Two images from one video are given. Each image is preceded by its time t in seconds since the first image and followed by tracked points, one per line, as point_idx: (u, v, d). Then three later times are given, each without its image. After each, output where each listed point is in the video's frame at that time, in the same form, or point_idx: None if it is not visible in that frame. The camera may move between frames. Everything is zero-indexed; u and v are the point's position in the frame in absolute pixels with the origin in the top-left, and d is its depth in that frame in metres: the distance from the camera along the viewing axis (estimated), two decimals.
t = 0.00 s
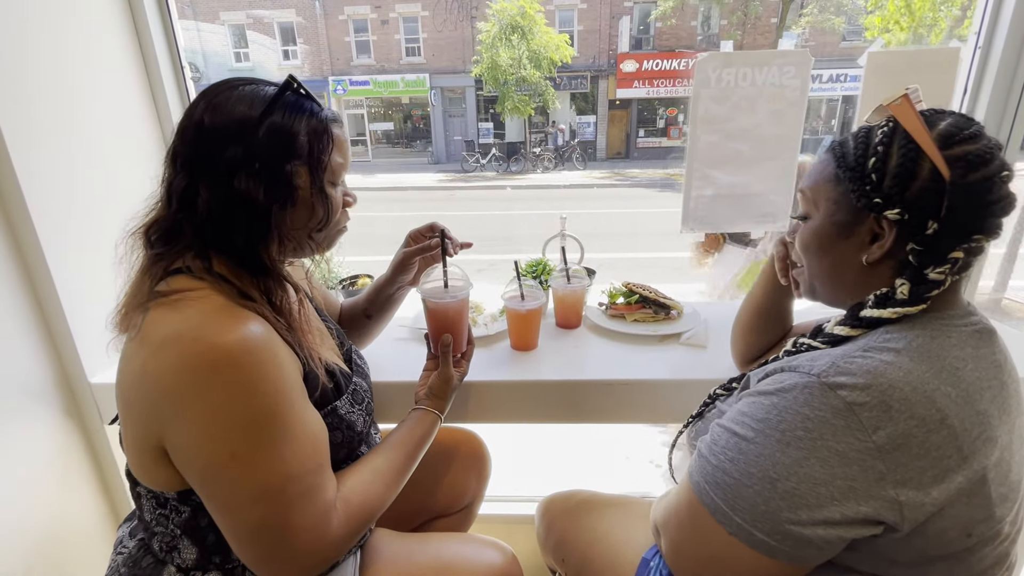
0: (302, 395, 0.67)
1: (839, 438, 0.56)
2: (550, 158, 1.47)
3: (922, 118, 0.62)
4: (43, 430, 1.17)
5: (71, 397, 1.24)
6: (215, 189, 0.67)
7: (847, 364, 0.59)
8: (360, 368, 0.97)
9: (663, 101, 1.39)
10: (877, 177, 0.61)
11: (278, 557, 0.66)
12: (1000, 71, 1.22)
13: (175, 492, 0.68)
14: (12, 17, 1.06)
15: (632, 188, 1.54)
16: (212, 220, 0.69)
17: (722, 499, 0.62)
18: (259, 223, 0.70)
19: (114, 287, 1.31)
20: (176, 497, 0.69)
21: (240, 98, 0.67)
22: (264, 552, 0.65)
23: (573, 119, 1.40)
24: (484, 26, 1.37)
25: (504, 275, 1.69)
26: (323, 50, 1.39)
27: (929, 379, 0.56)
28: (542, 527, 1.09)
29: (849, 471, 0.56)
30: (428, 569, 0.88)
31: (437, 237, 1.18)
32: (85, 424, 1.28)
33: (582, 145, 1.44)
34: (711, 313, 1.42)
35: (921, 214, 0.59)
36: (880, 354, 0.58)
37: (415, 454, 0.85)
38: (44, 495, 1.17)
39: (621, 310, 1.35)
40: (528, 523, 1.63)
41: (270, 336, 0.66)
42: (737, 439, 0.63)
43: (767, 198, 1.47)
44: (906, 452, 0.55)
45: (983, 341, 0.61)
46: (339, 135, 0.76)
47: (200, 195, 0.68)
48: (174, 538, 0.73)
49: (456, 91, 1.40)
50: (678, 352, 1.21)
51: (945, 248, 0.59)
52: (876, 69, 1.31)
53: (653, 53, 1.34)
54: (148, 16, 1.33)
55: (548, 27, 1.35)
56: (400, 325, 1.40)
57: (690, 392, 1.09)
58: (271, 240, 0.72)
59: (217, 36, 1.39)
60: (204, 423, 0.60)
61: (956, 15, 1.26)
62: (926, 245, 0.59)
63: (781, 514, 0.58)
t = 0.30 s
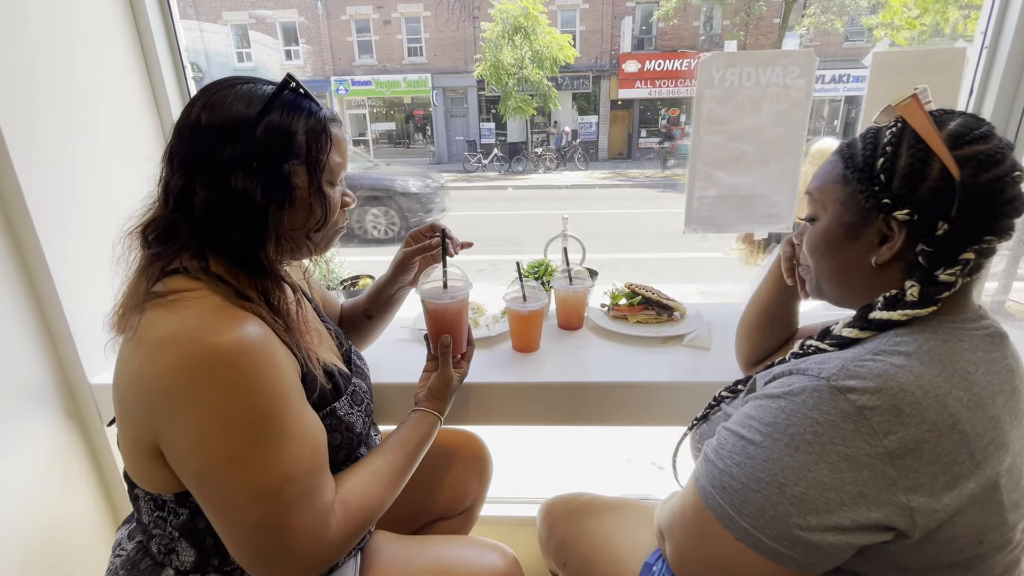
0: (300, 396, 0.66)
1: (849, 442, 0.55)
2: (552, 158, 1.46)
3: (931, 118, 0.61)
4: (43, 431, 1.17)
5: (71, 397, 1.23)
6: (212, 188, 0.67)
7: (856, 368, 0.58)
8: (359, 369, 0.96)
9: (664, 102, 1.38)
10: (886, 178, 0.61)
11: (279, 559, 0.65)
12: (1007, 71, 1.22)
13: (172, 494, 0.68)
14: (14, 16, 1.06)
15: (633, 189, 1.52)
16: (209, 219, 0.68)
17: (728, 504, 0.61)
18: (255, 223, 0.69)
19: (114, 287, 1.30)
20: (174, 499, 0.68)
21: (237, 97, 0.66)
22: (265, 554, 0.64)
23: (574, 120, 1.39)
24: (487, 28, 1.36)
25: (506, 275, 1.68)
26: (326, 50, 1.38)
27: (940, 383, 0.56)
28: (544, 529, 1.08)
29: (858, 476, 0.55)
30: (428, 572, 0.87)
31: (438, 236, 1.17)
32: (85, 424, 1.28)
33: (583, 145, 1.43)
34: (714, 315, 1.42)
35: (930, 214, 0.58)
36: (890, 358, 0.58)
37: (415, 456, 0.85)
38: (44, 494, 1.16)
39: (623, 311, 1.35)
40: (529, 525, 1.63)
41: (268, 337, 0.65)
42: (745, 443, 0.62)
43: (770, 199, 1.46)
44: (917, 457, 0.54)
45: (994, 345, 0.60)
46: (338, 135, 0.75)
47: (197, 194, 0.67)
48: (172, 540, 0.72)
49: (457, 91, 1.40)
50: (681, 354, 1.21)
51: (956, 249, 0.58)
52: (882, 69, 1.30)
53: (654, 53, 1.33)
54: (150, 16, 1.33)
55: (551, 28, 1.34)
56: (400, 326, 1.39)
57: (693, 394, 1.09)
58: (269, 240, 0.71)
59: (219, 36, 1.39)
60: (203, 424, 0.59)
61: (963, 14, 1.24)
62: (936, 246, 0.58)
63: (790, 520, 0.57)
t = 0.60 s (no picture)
0: (295, 401, 0.65)
1: (855, 450, 0.54)
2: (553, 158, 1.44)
3: (936, 118, 0.60)
4: (39, 432, 1.16)
5: (68, 398, 1.23)
6: (206, 188, 0.66)
7: (863, 375, 0.57)
8: (356, 371, 0.95)
9: (665, 103, 1.37)
10: (890, 180, 0.59)
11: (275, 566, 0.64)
12: (1014, 69, 1.20)
13: (166, 499, 0.67)
14: (13, 16, 1.05)
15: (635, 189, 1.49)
16: (203, 220, 0.67)
17: (732, 512, 0.60)
18: (249, 224, 0.68)
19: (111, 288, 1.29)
20: (167, 504, 0.68)
21: (231, 95, 0.65)
22: (260, 562, 0.63)
23: (575, 120, 1.38)
24: (490, 26, 1.35)
25: (506, 275, 1.67)
26: (327, 50, 1.37)
27: (949, 390, 0.54)
28: (543, 533, 1.07)
29: (865, 486, 0.54)
30: None
31: (437, 237, 1.16)
32: (84, 425, 1.27)
33: (585, 145, 1.41)
34: (715, 316, 1.40)
35: (937, 217, 0.57)
36: (897, 364, 0.57)
37: (413, 459, 0.84)
38: (41, 495, 1.16)
39: (624, 313, 1.33)
40: (529, 527, 1.62)
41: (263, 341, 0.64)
42: (749, 450, 0.61)
43: (772, 200, 1.45)
44: (925, 466, 0.53)
45: (1004, 351, 0.59)
46: (334, 135, 0.74)
47: (190, 194, 0.66)
48: (165, 545, 0.71)
49: (458, 91, 1.39)
50: (682, 356, 1.19)
51: (962, 252, 0.57)
52: (886, 69, 1.28)
53: (656, 53, 1.32)
54: (148, 16, 1.32)
55: (553, 28, 1.33)
56: (400, 328, 1.38)
57: (694, 397, 1.07)
58: (262, 240, 0.70)
59: (221, 36, 1.38)
60: (196, 430, 0.58)
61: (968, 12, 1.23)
62: (943, 249, 0.57)
63: (795, 530, 0.56)
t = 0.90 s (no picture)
0: (287, 404, 0.64)
1: (860, 458, 0.53)
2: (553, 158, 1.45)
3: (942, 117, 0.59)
4: (33, 434, 1.15)
5: (62, 399, 1.21)
6: (196, 188, 0.65)
7: (868, 380, 0.55)
8: (351, 374, 0.94)
9: (666, 103, 1.35)
10: (897, 180, 0.58)
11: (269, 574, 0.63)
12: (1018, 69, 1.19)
13: (155, 505, 0.65)
14: (8, 16, 1.05)
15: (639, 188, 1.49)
16: (193, 220, 0.66)
17: (733, 519, 0.59)
18: (240, 224, 0.67)
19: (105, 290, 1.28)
20: (157, 510, 0.66)
21: (223, 93, 0.64)
22: (253, 569, 0.62)
23: (575, 120, 1.37)
24: (492, 26, 1.34)
25: (506, 275, 1.66)
26: (327, 49, 1.36)
27: (956, 396, 0.53)
28: (542, 537, 1.05)
29: (870, 494, 0.53)
30: None
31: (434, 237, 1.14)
32: (78, 427, 1.26)
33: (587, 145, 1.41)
34: (716, 318, 1.39)
35: (945, 218, 0.56)
36: (903, 369, 0.55)
37: (408, 463, 0.82)
38: (35, 497, 1.15)
39: (624, 314, 1.32)
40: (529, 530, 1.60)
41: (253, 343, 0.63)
42: (750, 457, 0.60)
43: (773, 201, 1.43)
44: (932, 475, 0.52)
45: (1012, 355, 0.57)
46: (329, 134, 0.73)
47: (181, 194, 0.65)
48: (156, 551, 0.70)
49: (459, 91, 1.37)
50: (682, 358, 1.18)
51: (971, 253, 0.56)
52: (889, 69, 1.27)
53: (657, 53, 1.31)
54: (145, 15, 1.31)
55: (554, 28, 1.31)
56: (398, 329, 1.37)
57: (694, 400, 1.06)
58: (254, 241, 0.69)
59: (222, 35, 1.37)
60: (184, 435, 0.57)
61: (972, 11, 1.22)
62: (951, 251, 0.56)
63: (798, 538, 0.55)
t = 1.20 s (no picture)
0: (282, 409, 0.63)
1: (869, 466, 0.52)
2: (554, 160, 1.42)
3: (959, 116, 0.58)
4: (27, 437, 1.13)
5: (56, 401, 1.20)
6: (188, 188, 0.63)
7: (877, 386, 0.54)
8: (348, 376, 0.92)
9: (667, 103, 1.34)
10: (914, 178, 0.57)
11: None
12: None
13: (147, 512, 0.64)
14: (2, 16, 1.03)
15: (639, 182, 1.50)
16: (186, 222, 0.64)
17: (739, 528, 0.58)
18: (234, 226, 0.65)
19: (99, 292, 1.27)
20: (149, 517, 0.65)
21: (217, 91, 0.63)
22: None
23: (575, 121, 1.35)
24: (492, 25, 1.32)
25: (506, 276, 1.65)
26: (327, 49, 1.34)
27: (967, 402, 0.52)
28: (542, 543, 1.03)
29: (880, 502, 0.51)
30: None
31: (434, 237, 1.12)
32: (73, 430, 1.25)
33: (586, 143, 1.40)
34: (718, 319, 1.38)
35: (963, 218, 0.55)
36: (913, 374, 0.54)
37: (408, 468, 0.81)
38: (28, 501, 1.13)
39: (626, 316, 1.31)
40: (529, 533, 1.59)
41: (246, 347, 0.62)
42: (756, 463, 0.58)
43: (776, 202, 1.42)
44: (943, 483, 0.50)
45: None
46: (326, 134, 0.72)
47: (172, 195, 0.64)
48: (149, 559, 0.68)
49: (459, 91, 1.37)
50: (684, 361, 1.17)
51: (987, 255, 0.55)
52: (894, 67, 1.25)
53: (658, 53, 1.28)
54: (141, 14, 1.30)
55: (554, 27, 1.29)
56: (397, 330, 1.36)
57: (696, 403, 1.05)
58: (249, 243, 0.68)
59: (221, 35, 1.35)
60: (175, 442, 0.55)
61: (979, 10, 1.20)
62: (967, 252, 0.56)
63: (805, 548, 0.54)
